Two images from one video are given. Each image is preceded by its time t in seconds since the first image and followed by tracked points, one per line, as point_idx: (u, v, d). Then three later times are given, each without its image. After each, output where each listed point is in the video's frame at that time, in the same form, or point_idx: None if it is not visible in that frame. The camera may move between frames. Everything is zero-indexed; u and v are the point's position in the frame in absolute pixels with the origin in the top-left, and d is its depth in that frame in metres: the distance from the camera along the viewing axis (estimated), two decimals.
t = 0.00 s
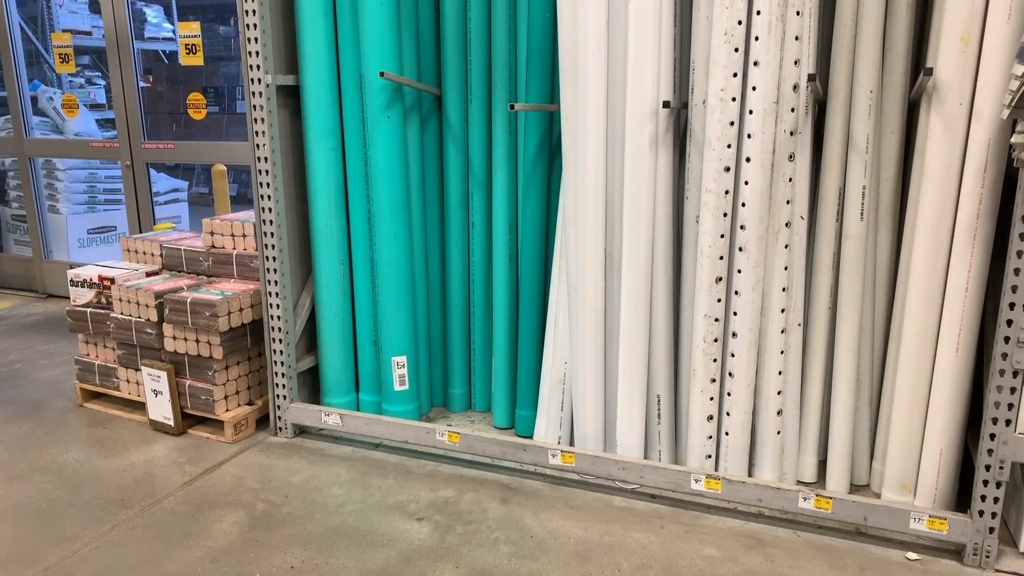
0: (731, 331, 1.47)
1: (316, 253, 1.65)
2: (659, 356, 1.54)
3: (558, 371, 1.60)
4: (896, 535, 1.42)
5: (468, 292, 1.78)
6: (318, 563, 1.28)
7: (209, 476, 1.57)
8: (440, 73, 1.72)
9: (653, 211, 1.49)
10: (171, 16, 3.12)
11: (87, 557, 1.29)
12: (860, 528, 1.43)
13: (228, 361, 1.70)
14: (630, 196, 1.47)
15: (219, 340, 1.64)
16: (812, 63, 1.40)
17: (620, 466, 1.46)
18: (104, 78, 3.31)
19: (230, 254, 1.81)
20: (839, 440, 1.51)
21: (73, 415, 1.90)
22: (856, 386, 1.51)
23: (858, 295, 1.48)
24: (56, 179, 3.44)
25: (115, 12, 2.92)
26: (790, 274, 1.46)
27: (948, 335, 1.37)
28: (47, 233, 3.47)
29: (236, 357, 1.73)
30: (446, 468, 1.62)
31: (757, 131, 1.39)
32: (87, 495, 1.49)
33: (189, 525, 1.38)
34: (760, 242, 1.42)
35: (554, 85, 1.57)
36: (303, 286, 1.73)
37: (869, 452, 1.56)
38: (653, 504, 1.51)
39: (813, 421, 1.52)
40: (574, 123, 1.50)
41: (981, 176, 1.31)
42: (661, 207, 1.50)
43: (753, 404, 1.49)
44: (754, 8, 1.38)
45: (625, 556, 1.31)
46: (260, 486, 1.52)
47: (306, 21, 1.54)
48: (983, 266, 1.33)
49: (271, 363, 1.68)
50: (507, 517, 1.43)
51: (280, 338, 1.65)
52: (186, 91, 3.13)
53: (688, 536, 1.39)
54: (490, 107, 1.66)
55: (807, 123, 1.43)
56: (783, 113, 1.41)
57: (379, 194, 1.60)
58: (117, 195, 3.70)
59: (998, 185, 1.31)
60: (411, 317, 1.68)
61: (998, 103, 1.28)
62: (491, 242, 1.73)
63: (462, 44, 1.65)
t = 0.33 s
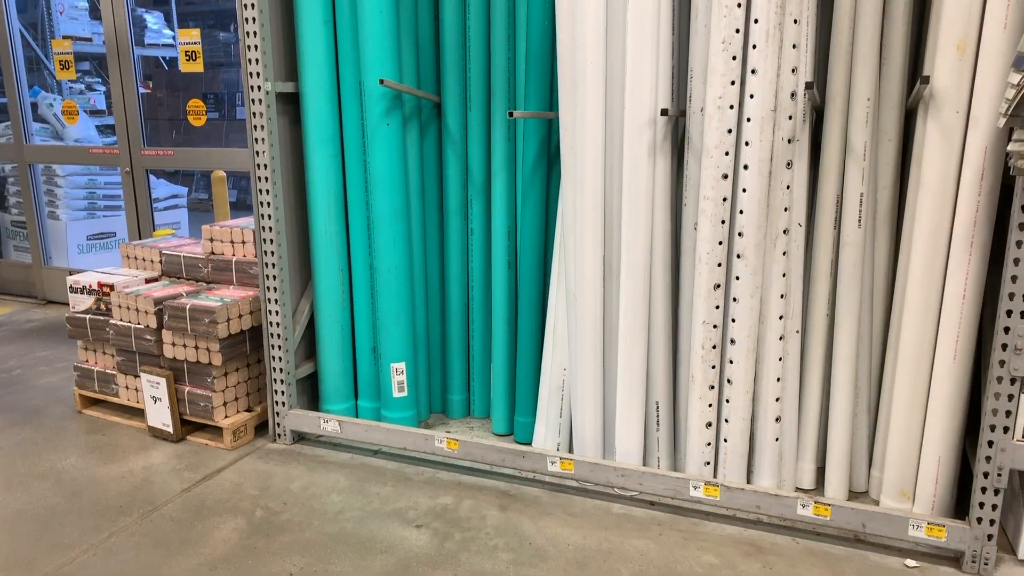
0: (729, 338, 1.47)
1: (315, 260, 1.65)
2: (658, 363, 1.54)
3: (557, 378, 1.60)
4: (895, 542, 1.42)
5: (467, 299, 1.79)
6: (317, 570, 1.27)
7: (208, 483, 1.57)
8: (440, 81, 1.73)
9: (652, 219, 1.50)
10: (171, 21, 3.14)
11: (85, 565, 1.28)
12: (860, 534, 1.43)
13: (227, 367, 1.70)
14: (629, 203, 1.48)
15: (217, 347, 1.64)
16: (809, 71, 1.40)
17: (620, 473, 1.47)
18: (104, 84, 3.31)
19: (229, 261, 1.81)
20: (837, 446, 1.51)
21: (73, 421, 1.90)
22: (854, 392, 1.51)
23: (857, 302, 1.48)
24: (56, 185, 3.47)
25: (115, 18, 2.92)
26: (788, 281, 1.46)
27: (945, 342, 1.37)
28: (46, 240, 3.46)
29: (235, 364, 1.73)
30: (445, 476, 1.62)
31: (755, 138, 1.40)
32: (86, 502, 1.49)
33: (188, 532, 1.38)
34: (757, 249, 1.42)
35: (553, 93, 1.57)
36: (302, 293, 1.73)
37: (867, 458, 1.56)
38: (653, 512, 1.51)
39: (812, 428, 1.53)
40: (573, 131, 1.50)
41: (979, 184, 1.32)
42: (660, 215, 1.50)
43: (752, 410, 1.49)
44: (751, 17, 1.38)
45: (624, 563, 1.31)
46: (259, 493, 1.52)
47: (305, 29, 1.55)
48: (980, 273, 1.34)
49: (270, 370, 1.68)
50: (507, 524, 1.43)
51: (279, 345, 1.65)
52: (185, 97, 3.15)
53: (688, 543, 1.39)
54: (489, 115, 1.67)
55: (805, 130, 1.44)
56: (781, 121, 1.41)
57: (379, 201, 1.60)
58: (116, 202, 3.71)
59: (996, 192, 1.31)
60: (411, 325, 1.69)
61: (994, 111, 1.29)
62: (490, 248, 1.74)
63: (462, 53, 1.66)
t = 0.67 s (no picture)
0: (724, 361, 1.47)
1: (309, 283, 1.65)
2: (654, 386, 1.54)
3: (552, 402, 1.60)
4: (892, 566, 1.41)
5: (463, 322, 1.78)
6: None
7: (200, 508, 1.55)
8: (435, 105, 1.74)
9: (646, 242, 1.50)
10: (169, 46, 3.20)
11: None
12: (857, 559, 1.42)
13: (221, 392, 1.69)
14: (624, 227, 1.48)
15: (211, 371, 1.64)
16: (802, 97, 1.42)
17: (615, 498, 1.46)
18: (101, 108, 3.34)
19: (224, 284, 1.81)
20: (834, 471, 1.51)
21: (64, 446, 1.88)
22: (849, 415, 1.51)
23: (854, 325, 1.48)
24: (51, 210, 3.45)
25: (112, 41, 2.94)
26: (783, 304, 1.46)
27: (940, 365, 1.38)
28: (40, 263, 3.47)
29: (229, 388, 1.72)
30: (440, 500, 1.60)
31: (748, 162, 1.41)
32: (77, 529, 1.47)
33: (181, 559, 1.37)
34: (752, 273, 1.43)
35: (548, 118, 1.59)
36: (297, 316, 1.73)
37: (864, 483, 1.56)
38: (649, 536, 1.50)
39: (808, 452, 1.52)
40: (568, 155, 1.51)
41: (970, 208, 1.33)
42: (655, 238, 1.51)
43: (748, 434, 1.49)
44: (743, 43, 1.40)
45: None
46: (252, 518, 1.51)
47: (302, 54, 1.56)
48: (974, 296, 1.35)
49: (264, 394, 1.67)
50: (502, 550, 1.42)
51: (273, 369, 1.65)
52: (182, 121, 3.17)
53: (685, 569, 1.38)
54: (484, 139, 1.68)
55: (797, 155, 1.45)
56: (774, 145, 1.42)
57: (374, 224, 1.61)
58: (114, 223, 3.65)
59: (987, 216, 1.32)
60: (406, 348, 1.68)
61: (985, 136, 1.30)
62: (485, 271, 1.74)
63: (458, 78, 1.68)
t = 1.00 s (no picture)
0: (717, 389, 1.47)
1: (301, 311, 1.65)
2: (646, 415, 1.54)
3: (545, 432, 1.59)
4: None
5: (455, 350, 1.78)
6: None
7: (189, 539, 1.54)
8: (428, 135, 1.75)
9: (638, 272, 1.51)
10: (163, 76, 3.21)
11: None
12: None
13: (211, 421, 1.68)
14: (616, 257, 1.49)
15: (202, 400, 1.63)
16: (790, 128, 1.44)
17: (608, 528, 1.45)
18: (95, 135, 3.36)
19: (216, 313, 1.81)
20: (827, 500, 1.50)
21: (52, 477, 1.86)
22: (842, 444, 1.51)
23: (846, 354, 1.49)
24: (42, 238, 3.45)
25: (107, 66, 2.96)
26: (774, 333, 1.47)
27: (931, 394, 1.39)
28: (31, 290, 3.44)
29: (220, 418, 1.71)
30: (432, 531, 1.59)
31: (738, 192, 1.42)
32: (63, 561, 1.45)
33: None
34: (743, 301, 1.43)
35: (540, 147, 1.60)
36: (289, 345, 1.72)
37: (858, 512, 1.55)
38: (642, 567, 1.48)
39: (801, 481, 1.52)
40: (560, 184, 1.52)
41: (958, 237, 1.34)
42: (646, 266, 1.51)
43: (741, 463, 1.49)
44: (732, 75, 1.42)
45: None
46: (242, 550, 1.49)
47: (296, 84, 1.57)
48: (963, 325, 1.35)
49: (255, 423, 1.66)
50: None
51: (264, 398, 1.63)
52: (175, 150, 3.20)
53: None
54: (477, 168, 1.69)
55: (787, 184, 1.46)
56: (763, 175, 1.43)
57: (366, 252, 1.61)
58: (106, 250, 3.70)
59: (976, 246, 1.34)
60: (398, 375, 1.67)
61: (971, 166, 1.32)
62: (478, 300, 1.74)
63: (451, 107, 1.69)
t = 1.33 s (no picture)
0: (712, 420, 1.47)
1: (295, 341, 1.64)
2: (642, 446, 1.54)
3: (540, 462, 1.58)
4: None
5: (450, 379, 1.77)
6: None
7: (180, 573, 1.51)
8: (424, 165, 1.76)
9: (633, 302, 1.51)
10: (161, 105, 3.27)
11: None
12: None
13: (204, 452, 1.67)
14: (610, 288, 1.49)
15: (194, 431, 1.62)
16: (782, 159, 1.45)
17: (605, 561, 1.44)
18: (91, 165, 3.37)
19: (209, 342, 1.81)
20: (825, 531, 1.49)
21: (42, 509, 1.84)
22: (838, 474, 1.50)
23: (840, 384, 1.49)
24: (36, 267, 3.48)
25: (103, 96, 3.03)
26: (769, 363, 1.47)
27: (927, 424, 1.39)
28: (24, 319, 3.44)
29: (212, 449, 1.70)
30: (426, 564, 1.57)
31: (732, 223, 1.43)
32: None
33: None
34: (738, 331, 1.43)
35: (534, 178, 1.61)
36: (282, 375, 1.71)
37: (855, 543, 1.54)
38: None
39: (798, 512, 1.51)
40: (555, 214, 1.53)
41: (950, 267, 1.35)
42: (641, 297, 1.52)
43: (737, 493, 1.48)
44: (725, 107, 1.43)
45: None
46: None
47: (292, 116, 1.58)
48: (957, 355, 1.36)
49: (247, 454, 1.64)
50: None
51: (257, 428, 1.62)
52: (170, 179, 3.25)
53: None
54: (472, 197, 1.70)
55: (780, 215, 1.47)
56: (756, 206, 1.45)
57: (361, 282, 1.61)
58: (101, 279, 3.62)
59: (968, 276, 1.34)
60: (392, 404, 1.67)
61: (962, 198, 1.33)
62: (473, 329, 1.74)
63: (446, 138, 1.70)
